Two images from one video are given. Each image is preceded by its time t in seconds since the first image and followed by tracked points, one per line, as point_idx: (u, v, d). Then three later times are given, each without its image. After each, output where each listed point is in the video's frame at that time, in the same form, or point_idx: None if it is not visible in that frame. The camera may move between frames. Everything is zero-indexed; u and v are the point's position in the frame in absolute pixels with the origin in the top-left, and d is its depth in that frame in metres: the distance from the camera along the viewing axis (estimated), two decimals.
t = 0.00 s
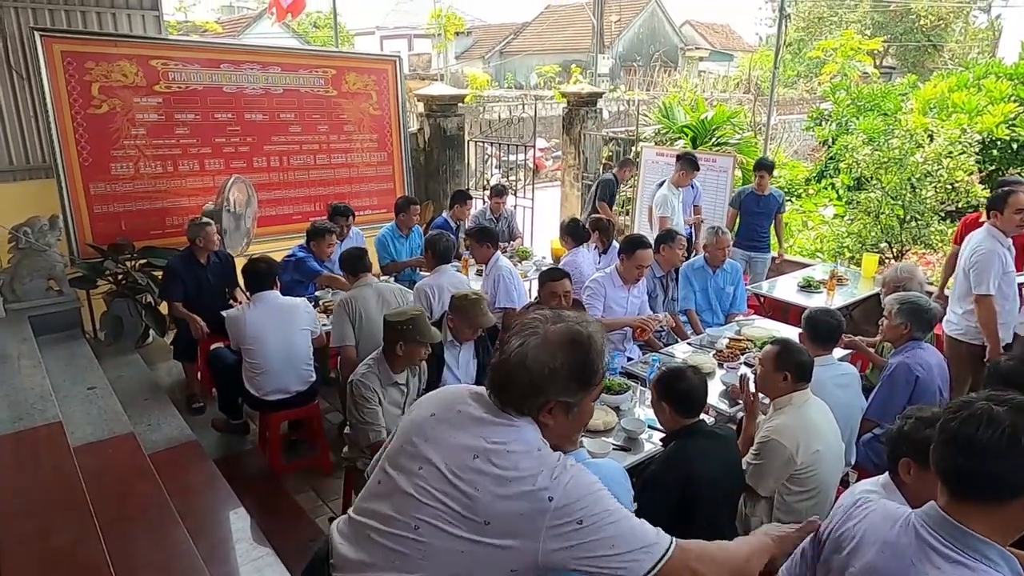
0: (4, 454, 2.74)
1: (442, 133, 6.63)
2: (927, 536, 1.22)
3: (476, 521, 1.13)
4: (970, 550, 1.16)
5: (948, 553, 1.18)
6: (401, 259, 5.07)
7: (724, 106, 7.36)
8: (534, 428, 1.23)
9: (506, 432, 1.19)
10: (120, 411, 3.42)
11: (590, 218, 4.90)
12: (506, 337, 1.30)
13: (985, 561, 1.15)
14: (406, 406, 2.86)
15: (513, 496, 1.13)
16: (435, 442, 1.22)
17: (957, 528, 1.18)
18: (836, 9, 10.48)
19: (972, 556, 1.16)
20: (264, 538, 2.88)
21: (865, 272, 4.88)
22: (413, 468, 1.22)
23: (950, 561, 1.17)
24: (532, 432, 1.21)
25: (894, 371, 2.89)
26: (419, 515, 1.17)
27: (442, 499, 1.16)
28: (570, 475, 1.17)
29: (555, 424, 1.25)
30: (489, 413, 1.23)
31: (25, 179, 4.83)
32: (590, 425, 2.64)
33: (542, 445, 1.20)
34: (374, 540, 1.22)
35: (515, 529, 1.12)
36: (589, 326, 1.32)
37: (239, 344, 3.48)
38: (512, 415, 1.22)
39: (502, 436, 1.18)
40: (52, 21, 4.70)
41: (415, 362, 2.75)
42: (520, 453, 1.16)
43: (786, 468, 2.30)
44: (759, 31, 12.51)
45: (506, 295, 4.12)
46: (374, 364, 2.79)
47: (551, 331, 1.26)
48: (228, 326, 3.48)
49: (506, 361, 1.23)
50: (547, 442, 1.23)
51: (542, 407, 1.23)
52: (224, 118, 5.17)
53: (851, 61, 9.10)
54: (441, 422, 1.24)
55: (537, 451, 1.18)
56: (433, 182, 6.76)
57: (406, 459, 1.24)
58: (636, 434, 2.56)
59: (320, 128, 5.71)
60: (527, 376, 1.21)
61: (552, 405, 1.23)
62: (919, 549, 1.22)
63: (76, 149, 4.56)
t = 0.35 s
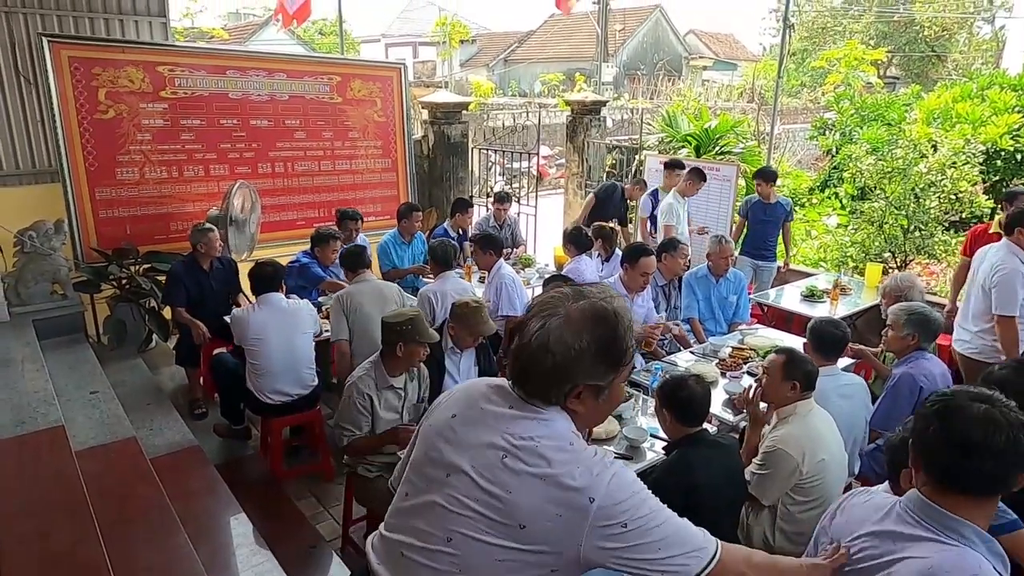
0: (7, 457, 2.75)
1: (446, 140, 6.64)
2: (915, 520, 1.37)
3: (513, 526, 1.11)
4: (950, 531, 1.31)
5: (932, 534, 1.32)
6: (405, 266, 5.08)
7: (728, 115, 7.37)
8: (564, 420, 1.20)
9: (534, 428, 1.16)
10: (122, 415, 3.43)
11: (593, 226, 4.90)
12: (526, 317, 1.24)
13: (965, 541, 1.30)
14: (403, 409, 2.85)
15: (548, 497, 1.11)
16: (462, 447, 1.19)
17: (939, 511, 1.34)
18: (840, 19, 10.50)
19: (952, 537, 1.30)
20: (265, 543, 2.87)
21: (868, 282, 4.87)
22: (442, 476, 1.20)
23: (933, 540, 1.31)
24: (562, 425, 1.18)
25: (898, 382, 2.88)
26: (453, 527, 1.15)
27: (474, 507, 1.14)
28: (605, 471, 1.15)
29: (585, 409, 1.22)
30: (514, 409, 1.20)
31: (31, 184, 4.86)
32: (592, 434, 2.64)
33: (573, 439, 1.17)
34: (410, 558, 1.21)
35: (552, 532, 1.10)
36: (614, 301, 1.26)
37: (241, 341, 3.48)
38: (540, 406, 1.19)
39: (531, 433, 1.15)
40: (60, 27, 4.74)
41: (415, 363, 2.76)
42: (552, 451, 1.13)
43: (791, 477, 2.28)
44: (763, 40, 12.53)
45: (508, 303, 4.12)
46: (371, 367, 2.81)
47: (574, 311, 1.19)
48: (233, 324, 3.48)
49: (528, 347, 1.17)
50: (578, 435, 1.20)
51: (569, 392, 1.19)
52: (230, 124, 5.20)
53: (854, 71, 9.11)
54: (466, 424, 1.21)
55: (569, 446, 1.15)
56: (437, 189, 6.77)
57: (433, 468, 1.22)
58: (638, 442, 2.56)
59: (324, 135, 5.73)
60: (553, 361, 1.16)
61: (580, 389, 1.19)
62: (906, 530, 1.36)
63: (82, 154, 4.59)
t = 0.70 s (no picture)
0: (13, 459, 2.76)
1: (452, 148, 6.67)
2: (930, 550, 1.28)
3: (470, 506, 1.11)
4: (983, 562, 1.24)
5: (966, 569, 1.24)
6: (410, 271, 5.10)
7: (733, 124, 7.38)
8: (531, 400, 1.19)
9: (496, 408, 1.15)
10: (127, 418, 3.44)
11: (598, 233, 4.90)
12: (499, 298, 1.26)
13: (999, 569, 1.24)
14: (405, 411, 2.83)
15: (500, 476, 1.10)
16: (433, 433, 1.21)
17: (955, 537, 1.26)
18: (845, 29, 10.54)
19: (988, 568, 1.24)
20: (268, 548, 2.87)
21: (874, 291, 4.87)
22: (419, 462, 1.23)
23: None
24: (526, 405, 1.17)
25: (906, 394, 2.87)
26: (424, 511, 1.18)
27: (439, 488, 1.15)
28: (561, 450, 1.11)
29: (555, 388, 1.21)
30: (484, 393, 1.20)
31: (40, 188, 4.90)
32: (596, 441, 2.63)
33: (534, 419, 1.15)
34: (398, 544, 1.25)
35: (506, 510, 1.09)
36: (586, 282, 1.26)
37: (245, 343, 3.48)
38: (510, 386, 1.19)
39: (490, 413, 1.15)
40: (71, 32, 4.79)
41: (414, 364, 2.77)
42: (506, 429, 1.12)
43: (799, 486, 2.27)
44: (769, 49, 12.55)
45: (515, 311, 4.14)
46: (372, 369, 2.80)
47: (543, 289, 1.20)
48: (236, 327, 3.49)
49: (499, 325, 1.18)
50: (544, 417, 1.17)
51: (539, 369, 1.18)
52: (237, 130, 5.23)
53: (860, 82, 9.12)
54: (441, 411, 1.23)
55: (525, 425, 1.13)
56: (443, 196, 6.79)
57: (414, 456, 1.25)
58: (642, 450, 2.55)
59: (331, 141, 5.76)
60: (522, 337, 1.16)
61: (549, 367, 1.18)
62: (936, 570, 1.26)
63: (91, 158, 4.63)
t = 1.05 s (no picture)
0: (21, 458, 2.77)
1: (459, 151, 6.68)
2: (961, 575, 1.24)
3: (525, 550, 1.11)
4: None
5: None
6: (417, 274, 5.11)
7: (741, 129, 7.37)
8: (576, 432, 1.18)
9: (546, 445, 1.14)
10: (135, 419, 3.45)
11: (605, 238, 4.88)
12: (547, 320, 1.24)
13: None
14: (409, 412, 2.84)
15: (562, 519, 1.10)
16: (470, 467, 1.17)
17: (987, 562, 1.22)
18: (853, 35, 10.53)
19: None
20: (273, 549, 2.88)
21: (881, 297, 4.84)
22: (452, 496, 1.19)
23: None
24: (574, 439, 1.16)
25: (915, 401, 2.85)
26: (466, 550, 1.15)
27: (487, 528, 1.13)
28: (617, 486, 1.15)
29: (599, 422, 1.20)
30: (525, 422, 1.18)
31: (50, 189, 4.93)
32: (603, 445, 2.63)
33: (584, 454, 1.16)
34: None
35: (569, 550, 1.11)
36: (639, 310, 1.25)
37: (252, 343, 3.49)
38: (554, 415, 1.18)
39: (541, 450, 1.13)
40: (83, 35, 4.83)
41: (419, 364, 2.78)
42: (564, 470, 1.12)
43: (805, 491, 2.26)
44: (776, 54, 12.54)
45: (522, 315, 4.15)
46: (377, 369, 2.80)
47: (598, 316, 1.18)
48: (244, 326, 3.50)
49: (547, 350, 1.16)
50: (588, 448, 1.19)
51: (587, 400, 1.17)
52: (246, 133, 5.25)
53: (869, 87, 9.10)
54: (475, 442, 1.19)
55: (581, 463, 1.14)
56: (449, 199, 6.80)
57: (444, 488, 1.21)
58: (648, 455, 2.55)
59: (339, 144, 5.78)
60: (573, 365, 1.15)
61: (597, 399, 1.17)
62: None
63: (101, 160, 4.66)
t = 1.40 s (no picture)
0: (27, 456, 2.79)
1: (464, 152, 6.68)
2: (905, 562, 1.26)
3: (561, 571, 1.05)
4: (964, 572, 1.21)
5: None
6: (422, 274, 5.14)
7: (746, 131, 7.35)
8: (611, 438, 1.13)
9: (582, 456, 1.09)
10: (139, 418, 3.46)
11: (610, 238, 4.88)
12: (569, 315, 1.18)
13: None
14: (413, 411, 2.83)
15: (598, 538, 1.03)
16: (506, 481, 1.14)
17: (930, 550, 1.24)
18: (860, 36, 10.49)
19: None
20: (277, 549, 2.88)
21: (887, 300, 4.83)
22: (487, 511, 1.16)
23: None
24: (611, 449, 1.11)
25: (919, 406, 2.84)
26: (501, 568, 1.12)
27: (522, 546, 1.09)
28: (659, 503, 1.08)
29: (635, 422, 1.14)
30: (559, 431, 1.13)
31: (57, 189, 4.96)
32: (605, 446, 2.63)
33: (623, 465, 1.10)
34: None
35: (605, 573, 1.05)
36: (666, 297, 1.18)
37: (258, 339, 3.49)
38: (588, 420, 1.13)
39: (577, 463, 1.08)
40: (90, 35, 4.85)
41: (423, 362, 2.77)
42: (603, 484, 1.06)
43: (808, 493, 2.26)
44: (782, 56, 12.52)
45: (526, 316, 4.16)
46: (380, 369, 2.81)
47: (625, 309, 1.12)
48: (251, 324, 3.49)
49: (574, 349, 1.10)
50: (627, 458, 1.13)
51: (621, 400, 1.11)
52: (252, 133, 5.27)
53: (875, 89, 9.07)
54: (509, 453, 1.16)
55: (620, 476, 1.08)
56: (454, 200, 6.80)
57: (479, 502, 1.17)
58: (652, 457, 2.54)
59: (344, 145, 5.79)
60: (604, 365, 1.08)
61: (631, 398, 1.11)
62: None
63: (107, 160, 4.68)
